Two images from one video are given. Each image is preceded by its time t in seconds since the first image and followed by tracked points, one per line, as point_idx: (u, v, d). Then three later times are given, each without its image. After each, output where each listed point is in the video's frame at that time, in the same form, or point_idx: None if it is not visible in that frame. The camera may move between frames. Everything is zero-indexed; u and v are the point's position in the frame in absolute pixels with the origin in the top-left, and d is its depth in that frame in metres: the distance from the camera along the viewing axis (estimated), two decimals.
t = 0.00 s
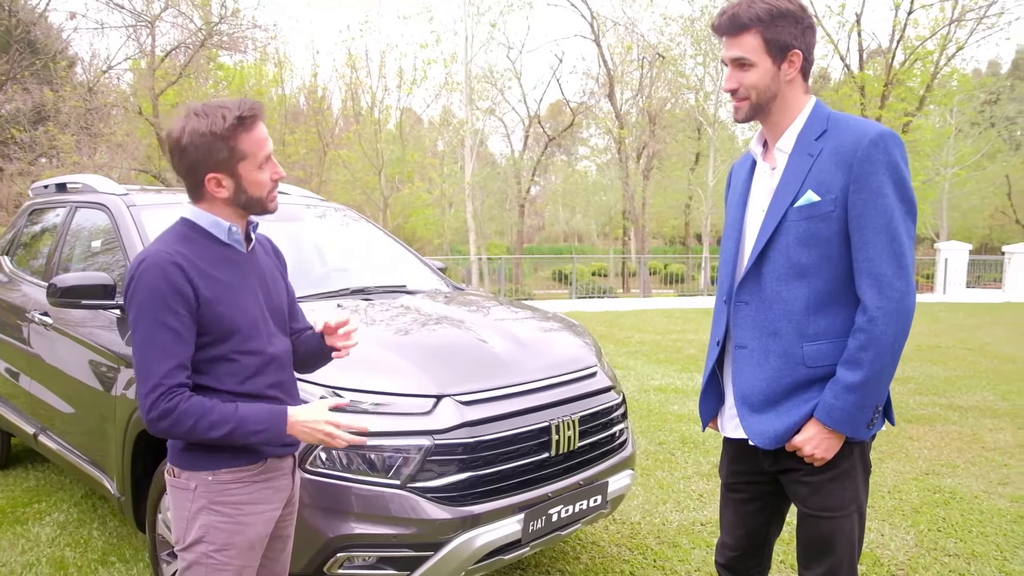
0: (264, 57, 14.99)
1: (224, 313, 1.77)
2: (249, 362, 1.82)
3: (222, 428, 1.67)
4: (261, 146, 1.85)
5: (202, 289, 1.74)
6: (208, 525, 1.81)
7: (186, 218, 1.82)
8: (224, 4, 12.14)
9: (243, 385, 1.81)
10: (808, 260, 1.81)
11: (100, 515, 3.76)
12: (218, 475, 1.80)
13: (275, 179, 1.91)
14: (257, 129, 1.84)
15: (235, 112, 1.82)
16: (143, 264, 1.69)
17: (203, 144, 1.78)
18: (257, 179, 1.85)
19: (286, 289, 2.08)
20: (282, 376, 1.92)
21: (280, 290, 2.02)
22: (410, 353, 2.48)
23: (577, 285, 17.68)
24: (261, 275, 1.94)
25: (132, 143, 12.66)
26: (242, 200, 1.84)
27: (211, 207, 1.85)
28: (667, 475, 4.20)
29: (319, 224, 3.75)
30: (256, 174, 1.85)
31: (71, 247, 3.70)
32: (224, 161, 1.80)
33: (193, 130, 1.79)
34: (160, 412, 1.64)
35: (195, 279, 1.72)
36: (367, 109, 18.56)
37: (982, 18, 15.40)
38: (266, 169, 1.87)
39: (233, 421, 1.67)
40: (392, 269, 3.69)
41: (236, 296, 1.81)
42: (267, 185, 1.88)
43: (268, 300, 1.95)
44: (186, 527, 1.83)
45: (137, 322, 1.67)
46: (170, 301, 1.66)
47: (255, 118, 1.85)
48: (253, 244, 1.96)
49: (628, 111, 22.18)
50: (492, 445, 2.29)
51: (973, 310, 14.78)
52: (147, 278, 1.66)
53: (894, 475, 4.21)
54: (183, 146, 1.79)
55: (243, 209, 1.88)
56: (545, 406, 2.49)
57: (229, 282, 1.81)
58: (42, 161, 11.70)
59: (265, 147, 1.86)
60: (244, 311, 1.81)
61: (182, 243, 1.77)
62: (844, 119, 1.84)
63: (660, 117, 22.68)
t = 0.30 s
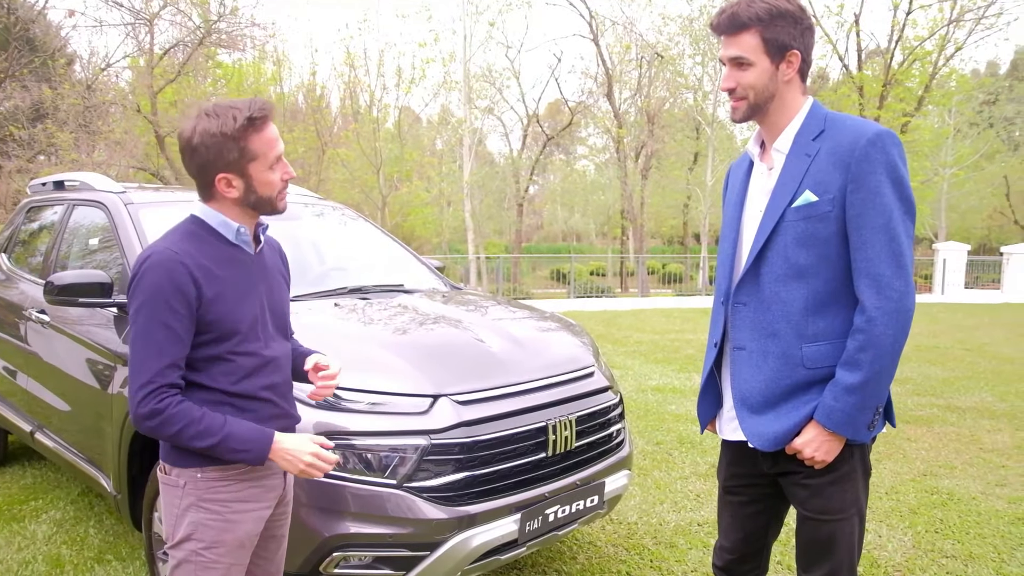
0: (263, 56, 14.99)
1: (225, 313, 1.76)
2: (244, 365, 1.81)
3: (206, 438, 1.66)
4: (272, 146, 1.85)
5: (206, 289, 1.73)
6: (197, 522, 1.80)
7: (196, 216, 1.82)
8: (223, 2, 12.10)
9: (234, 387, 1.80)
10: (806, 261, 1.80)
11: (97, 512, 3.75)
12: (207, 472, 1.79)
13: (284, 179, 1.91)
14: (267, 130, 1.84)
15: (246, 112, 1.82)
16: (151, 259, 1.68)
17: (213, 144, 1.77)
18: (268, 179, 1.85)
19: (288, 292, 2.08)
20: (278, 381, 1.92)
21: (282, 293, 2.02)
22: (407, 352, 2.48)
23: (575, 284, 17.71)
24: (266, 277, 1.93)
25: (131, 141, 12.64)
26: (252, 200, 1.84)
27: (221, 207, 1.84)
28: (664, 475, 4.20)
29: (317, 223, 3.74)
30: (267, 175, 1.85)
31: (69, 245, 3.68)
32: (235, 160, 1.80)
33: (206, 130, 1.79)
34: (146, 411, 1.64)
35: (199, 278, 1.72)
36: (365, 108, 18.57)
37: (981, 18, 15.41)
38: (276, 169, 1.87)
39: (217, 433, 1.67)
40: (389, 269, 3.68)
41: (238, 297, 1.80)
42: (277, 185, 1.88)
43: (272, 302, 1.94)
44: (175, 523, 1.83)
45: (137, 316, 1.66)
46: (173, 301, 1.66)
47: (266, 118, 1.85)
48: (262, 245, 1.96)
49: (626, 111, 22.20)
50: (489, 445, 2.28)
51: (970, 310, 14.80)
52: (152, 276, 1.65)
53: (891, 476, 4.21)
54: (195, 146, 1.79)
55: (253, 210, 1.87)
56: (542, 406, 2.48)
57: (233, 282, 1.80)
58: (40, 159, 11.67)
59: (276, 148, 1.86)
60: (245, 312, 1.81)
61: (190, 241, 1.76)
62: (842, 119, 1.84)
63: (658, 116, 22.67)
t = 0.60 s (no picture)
0: (261, 56, 14.99)
1: (233, 313, 1.76)
2: (249, 366, 1.80)
3: (205, 438, 1.68)
4: (283, 151, 1.84)
5: (215, 289, 1.73)
6: (198, 518, 1.78)
7: (207, 217, 1.81)
8: (220, 2, 12.07)
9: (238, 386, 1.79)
10: (807, 259, 1.80)
11: (97, 513, 3.75)
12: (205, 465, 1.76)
13: (295, 183, 1.89)
14: (279, 135, 1.83)
15: (258, 118, 1.82)
16: (162, 258, 1.68)
17: (225, 149, 1.78)
18: (278, 183, 1.84)
19: (296, 294, 2.07)
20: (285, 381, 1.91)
21: (291, 293, 2.01)
22: (405, 352, 2.47)
23: (574, 283, 17.74)
24: (275, 277, 1.92)
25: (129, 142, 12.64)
26: (262, 204, 1.83)
27: (232, 209, 1.84)
28: (663, 474, 4.20)
29: (315, 223, 3.73)
30: (277, 179, 1.84)
31: (68, 245, 3.67)
32: (246, 165, 1.79)
33: (218, 135, 1.79)
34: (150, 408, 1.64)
35: (208, 278, 1.71)
36: (364, 108, 18.65)
37: (978, 15, 15.43)
38: (288, 173, 1.86)
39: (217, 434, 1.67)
40: (388, 268, 3.67)
41: (247, 298, 1.80)
42: (288, 189, 1.87)
43: (281, 303, 1.93)
44: (177, 520, 1.81)
45: (146, 314, 1.66)
46: (182, 300, 1.65)
47: (278, 124, 1.85)
48: (271, 247, 1.96)
49: (624, 110, 22.26)
50: (488, 445, 2.28)
51: (969, 308, 14.80)
52: (162, 274, 1.65)
53: (891, 474, 4.21)
54: (208, 150, 1.79)
55: (262, 213, 1.86)
56: (541, 406, 2.48)
57: (243, 282, 1.80)
58: (39, 160, 11.64)
59: (287, 152, 1.86)
60: (253, 312, 1.80)
61: (201, 240, 1.75)
62: (841, 119, 1.84)
63: (656, 115, 22.68)
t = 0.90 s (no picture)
0: (259, 58, 15.02)
1: (238, 316, 1.76)
2: (252, 369, 1.80)
3: (206, 438, 1.68)
4: (304, 170, 1.84)
5: (221, 291, 1.73)
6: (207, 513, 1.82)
7: (220, 223, 1.82)
8: (219, 4, 12.05)
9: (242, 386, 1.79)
10: (812, 260, 1.79)
11: (97, 518, 3.75)
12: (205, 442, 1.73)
13: (309, 202, 1.89)
14: (303, 155, 1.84)
15: (286, 136, 1.82)
16: (172, 259, 1.70)
17: (249, 159, 1.77)
18: (292, 200, 1.83)
19: (305, 299, 2.06)
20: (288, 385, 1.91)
21: (299, 298, 2.01)
22: (404, 355, 2.47)
23: (574, 283, 17.73)
24: (284, 284, 1.92)
25: (128, 144, 12.63)
26: (273, 216, 1.82)
27: (245, 215, 1.83)
28: (664, 474, 4.20)
29: (314, 226, 3.73)
30: (293, 196, 1.83)
31: (67, 250, 3.68)
32: (266, 177, 1.79)
33: (243, 144, 1.79)
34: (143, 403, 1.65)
35: (214, 280, 1.72)
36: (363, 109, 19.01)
37: (976, 12, 15.43)
38: (303, 192, 1.85)
39: (219, 434, 1.69)
40: (387, 270, 3.68)
41: (254, 301, 1.80)
42: (301, 207, 1.85)
43: (287, 309, 1.93)
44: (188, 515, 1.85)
45: (150, 314, 1.67)
46: (188, 299, 1.67)
47: (303, 143, 1.84)
48: (279, 253, 1.94)
49: (623, 109, 22.28)
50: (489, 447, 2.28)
51: (970, 305, 14.79)
52: (169, 273, 1.67)
53: (891, 472, 4.21)
54: (230, 157, 1.79)
55: (274, 224, 1.85)
56: (541, 407, 2.48)
57: (250, 284, 1.80)
58: (38, 163, 11.57)
59: (307, 172, 1.85)
60: (259, 316, 1.80)
61: (210, 243, 1.76)
62: (841, 121, 1.85)
63: (655, 114, 22.67)
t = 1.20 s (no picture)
0: (260, 60, 15.08)
1: (248, 320, 1.77)
2: (258, 374, 1.81)
3: (205, 438, 1.70)
4: (311, 154, 1.87)
5: (232, 293, 1.74)
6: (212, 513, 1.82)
7: (238, 226, 1.85)
8: (219, 5, 12.06)
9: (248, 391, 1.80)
10: (806, 268, 1.79)
11: (95, 520, 3.74)
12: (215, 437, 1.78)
13: (325, 189, 1.91)
14: (308, 138, 1.88)
15: (289, 118, 1.88)
16: (189, 257, 1.73)
17: (259, 147, 1.84)
18: (307, 185, 1.86)
19: (320, 306, 2.06)
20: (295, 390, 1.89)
21: (313, 305, 2.00)
22: (403, 358, 2.48)
23: (573, 285, 17.68)
24: (299, 291, 1.92)
25: (128, 145, 12.63)
26: (291, 203, 1.85)
27: (264, 211, 1.87)
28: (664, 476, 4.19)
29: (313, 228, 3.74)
30: (307, 181, 1.86)
31: (66, 251, 3.68)
32: (277, 161, 1.83)
33: (253, 134, 1.87)
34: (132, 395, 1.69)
35: (227, 284, 1.74)
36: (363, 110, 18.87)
37: (975, 16, 15.46)
38: (316, 177, 1.88)
39: (218, 434, 1.71)
40: (386, 273, 3.68)
41: (266, 307, 1.80)
42: (316, 193, 1.88)
43: (301, 315, 1.93)
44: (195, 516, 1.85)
45: (160, 313, 1.70)
46: (198, 301, 1.69)
47: (308, 126, 1.90)
48: (298, 259, 1.96)
49: (623, 112, 22.33)
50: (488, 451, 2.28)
51: (968, 308, 14.78)
52: (182, 275, 1.69)
53: (890, 476, 4.21)
54: (242, 149, 1.86)
55: (292, 216, 1.88)
56: (540, 411, 2.48)
57: (262, 291, 1.81)
58: (38, 163, 11.56)
59: (315, 155, 1.88)
60: (271, 322, 1.81)
61: (227, 245, 1.78)
62: (837, 128, 1.84)
63: (655, 117, 22.70)
